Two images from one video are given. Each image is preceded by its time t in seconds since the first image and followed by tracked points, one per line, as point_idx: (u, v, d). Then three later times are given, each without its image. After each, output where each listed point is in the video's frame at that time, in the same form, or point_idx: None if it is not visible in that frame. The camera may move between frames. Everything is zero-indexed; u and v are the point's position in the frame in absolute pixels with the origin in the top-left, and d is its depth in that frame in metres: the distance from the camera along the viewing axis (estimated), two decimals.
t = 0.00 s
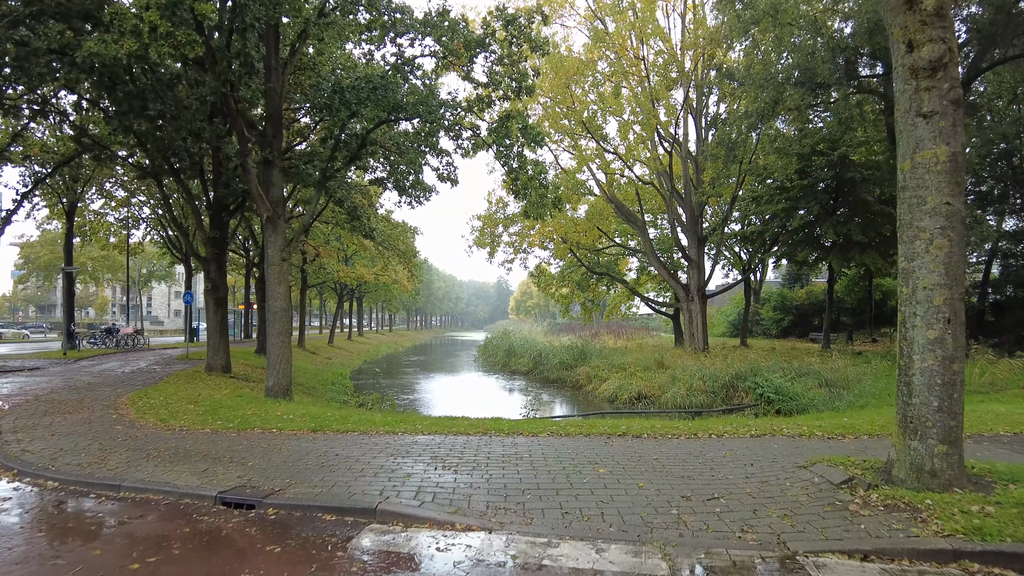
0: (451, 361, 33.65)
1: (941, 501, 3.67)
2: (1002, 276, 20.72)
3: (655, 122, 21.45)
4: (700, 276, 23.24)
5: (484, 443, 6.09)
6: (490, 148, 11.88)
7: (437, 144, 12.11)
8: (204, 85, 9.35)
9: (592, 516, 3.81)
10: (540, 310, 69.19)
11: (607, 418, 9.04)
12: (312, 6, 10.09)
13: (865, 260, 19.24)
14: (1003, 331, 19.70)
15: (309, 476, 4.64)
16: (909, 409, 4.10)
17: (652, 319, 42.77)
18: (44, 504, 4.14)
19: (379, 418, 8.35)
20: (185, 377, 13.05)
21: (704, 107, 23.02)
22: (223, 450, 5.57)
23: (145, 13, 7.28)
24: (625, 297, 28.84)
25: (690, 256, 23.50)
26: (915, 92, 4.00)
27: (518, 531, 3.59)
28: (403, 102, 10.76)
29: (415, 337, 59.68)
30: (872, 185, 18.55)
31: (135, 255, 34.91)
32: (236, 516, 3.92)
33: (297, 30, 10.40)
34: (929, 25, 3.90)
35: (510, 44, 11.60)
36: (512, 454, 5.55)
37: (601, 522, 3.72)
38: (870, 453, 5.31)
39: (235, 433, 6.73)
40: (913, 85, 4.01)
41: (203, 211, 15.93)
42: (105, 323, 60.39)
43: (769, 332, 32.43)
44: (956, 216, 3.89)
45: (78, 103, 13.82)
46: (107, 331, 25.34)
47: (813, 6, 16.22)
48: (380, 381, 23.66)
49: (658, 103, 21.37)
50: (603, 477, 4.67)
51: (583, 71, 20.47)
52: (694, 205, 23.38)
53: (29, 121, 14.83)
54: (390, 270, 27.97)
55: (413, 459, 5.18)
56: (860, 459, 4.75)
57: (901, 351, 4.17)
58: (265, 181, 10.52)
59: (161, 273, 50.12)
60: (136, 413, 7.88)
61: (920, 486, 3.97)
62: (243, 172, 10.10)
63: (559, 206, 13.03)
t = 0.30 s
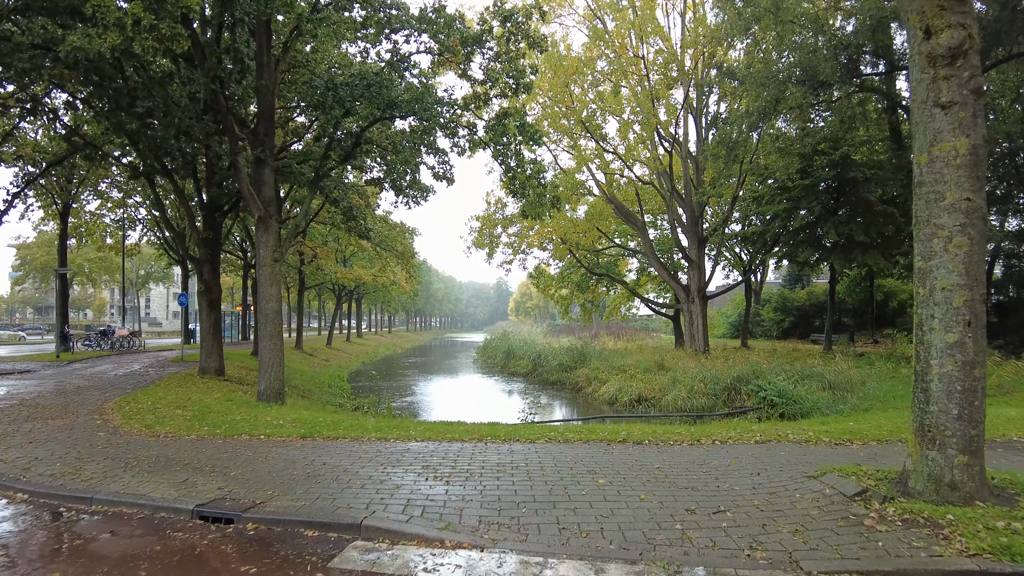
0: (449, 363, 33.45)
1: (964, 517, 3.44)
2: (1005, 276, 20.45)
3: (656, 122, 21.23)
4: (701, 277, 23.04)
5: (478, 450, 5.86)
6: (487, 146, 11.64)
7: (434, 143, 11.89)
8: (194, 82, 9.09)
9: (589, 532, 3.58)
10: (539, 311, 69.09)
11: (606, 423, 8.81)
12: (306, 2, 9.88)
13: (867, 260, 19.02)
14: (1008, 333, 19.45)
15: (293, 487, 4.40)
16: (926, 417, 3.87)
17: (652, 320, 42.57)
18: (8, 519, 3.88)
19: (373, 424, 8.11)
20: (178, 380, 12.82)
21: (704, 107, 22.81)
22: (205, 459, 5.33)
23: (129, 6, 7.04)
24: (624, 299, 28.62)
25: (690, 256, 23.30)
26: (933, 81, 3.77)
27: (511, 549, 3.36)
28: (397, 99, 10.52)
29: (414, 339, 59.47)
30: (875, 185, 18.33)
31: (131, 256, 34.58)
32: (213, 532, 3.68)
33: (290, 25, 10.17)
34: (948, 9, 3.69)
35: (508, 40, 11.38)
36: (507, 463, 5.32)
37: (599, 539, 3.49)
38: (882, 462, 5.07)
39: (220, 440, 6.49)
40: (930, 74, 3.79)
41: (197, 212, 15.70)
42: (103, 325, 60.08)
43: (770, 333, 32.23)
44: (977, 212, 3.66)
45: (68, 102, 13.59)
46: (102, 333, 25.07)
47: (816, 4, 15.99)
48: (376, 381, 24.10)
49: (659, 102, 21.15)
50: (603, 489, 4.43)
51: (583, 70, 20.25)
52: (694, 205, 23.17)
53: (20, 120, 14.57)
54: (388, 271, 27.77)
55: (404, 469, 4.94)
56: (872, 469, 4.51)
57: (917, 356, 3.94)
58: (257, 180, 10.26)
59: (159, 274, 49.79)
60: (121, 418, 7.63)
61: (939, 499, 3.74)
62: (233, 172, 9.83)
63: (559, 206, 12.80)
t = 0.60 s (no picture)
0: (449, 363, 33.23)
1: (996, 530, 3.19)
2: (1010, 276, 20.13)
3: (657, 120, 21.01)
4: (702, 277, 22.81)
5: (476, 455, 5.62)
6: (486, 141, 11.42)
7: (432, 139, 11.67)
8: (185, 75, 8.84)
9: (593, 545, 3.34)
10: (539, 312, 68.90)
11: (608, 426, 8.59)
12: None
13: (871, 261, 18.77)
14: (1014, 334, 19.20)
15: (279, 495, 4.16)
16: (951, 422, 3.63)
17: (653, 321, 42.33)
18: None
19: (368, 426, 7.86)
20: (171, 381, 12.58)
21: (706, 106, 22.60)
22: (191, 464, 5.08)
23: None
24: (625, 299, 28.38)
25: (691, 257, 23.07)
26: (959, 64, 3.55)
27: (510, 565, 3.11)
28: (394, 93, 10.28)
29: (414, 340, 59.27)
30: (879, 184, 18.07)
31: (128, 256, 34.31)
32: (191, 544, 3.44)
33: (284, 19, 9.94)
34: None
35: (507, 34, 11.17)
36: (506, 468, 5.08)
37: (603, 553, 3.25)
38: (898, 469, 4.84)
39: (208, 444, 6.25)
40: (956, 56, 3.57)
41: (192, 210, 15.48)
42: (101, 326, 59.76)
43: (772, 334, 32.01)
44: (1006, 203, 3.43)
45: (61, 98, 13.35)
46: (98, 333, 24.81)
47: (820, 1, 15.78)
48: (376, 381, 24.06)
49: (660, 101, 20.92)
50: (606, 497, 4.18)
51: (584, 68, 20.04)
52: (696, 205, 22.94)
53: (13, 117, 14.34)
54: (387, 271, 27.56)
55: (397, 475, 4.70)
56: (890, 477, 4.28)
57: (940, 357, 3.71)
58: (250, 176, 10.01)
59: (157, 275, 49.52)
60: (107, 420, 7.38)
61: (965, 510, 3.50)
62: (226, 168, 9.58)
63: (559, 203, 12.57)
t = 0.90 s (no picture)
0: (449, 363, 33.03)
1: None
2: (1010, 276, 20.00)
3: (659, 119, 20.78)
4: (704, 277, 22.59)
5: (473, 462, 5.39)
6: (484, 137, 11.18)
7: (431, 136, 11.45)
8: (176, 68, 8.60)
9: (597, 564, 3.10)
10: (540, 312, 68.64)
11: (610, 429, 8.36)
12: None
13: (874, 261, 18.40)
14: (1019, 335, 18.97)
15: (264, 506, 3.93)
16: (980, 431, 3.39)
17: (654, 321, 42.10)
18: None
19: (363, 430, 7.63)
20: (164, 381, 12.36)
21: (708, 104, 22.38)
22: (175, 471, 4.85)
23: None
24: (626, 299, 28.16)
25: (693, 257, 22.86)
26: (991, 48, 3.34)
27: None
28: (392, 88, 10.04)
29: (413, 339, 59.01)
30: (883, 183, 17.75)
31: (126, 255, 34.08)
32: (166, 561, 3.21)
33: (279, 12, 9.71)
34: None
35: (508, 28, 10.91)
36: (505, 476, 4.84)
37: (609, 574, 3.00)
38: (916, 478, 4.60)
39: (196, 448, 6.02)
40: (987, 39, 3.35)
41: (188, 209, 15.25)
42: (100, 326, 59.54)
43: (773, 335, 31.77)
44: None
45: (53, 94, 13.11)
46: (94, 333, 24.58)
47: None
48: (376, 381, 23.99)
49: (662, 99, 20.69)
50: (611, 510, 3.94)
51: (586, 66, 19.81)
52: (698, 204, 22.72)
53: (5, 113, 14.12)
54: (386, 271, 27.34)
55: (390, 484, 4.47)
56: (911, 488, 4.03)
57: (968, 362, 3.46)
58: (244, 173, 9.77)
59: (156, 274, 49.27)
60: (94, 423, 7.15)
61: (996, 526, 3.26)
62: (219, 164, 9.34)
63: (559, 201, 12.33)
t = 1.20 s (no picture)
0: (448, 363, 32.74)
1: None
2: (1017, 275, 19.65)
3: (660, 116, 20.53)
4: (705, 277, 22.33)
5: (469, 467, 5.13)
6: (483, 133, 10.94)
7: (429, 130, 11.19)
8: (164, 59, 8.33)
9: None
10: (540, 312, 68.42)
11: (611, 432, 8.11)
12: None
13: (877, 259, 17.86)
14: None
15: (243, 516, 3.67)
16: (1012, 436, 3.14)
17: (654, 321, 41.85)
18: None
19: (357, 431, 7.40)
20: (155, 382, 12.10)
21: (710, 102, 22.13)
22: (151, 476, 4.57)
23: None
24: (626, 299, 27.92)
25: (694, 256, 22.61)
26: None
27: None
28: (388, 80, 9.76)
29: (413, 339, 58.78)
30: (885, 181, 17.33)
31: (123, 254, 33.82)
32: None
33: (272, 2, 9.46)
34: None
35: (507, 20, 10.66)
36: (501, 483, 4.59)
37: None
38: (939, 487, 4.34)
39: (179, 452, 5.76)
40: None
41: (181, 206, 14.99)
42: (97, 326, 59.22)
43: (775, 335, 31.53)
44: None
45: (42, 89, 12.83)
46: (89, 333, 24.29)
47: None
48: (374, 382, 23.77)
49: (663, 97, 20.45)
50: (615, 521, 3.67)
51: (586, 61, 19.52)
52: (700, 203, 22.46)
53: None
54: (384, 270, 27.10)
55: (379, 492, 4.21)
56: (935, 497, 3.77)
57: (1000, 361, 3.20)
58: (235, 168, 9.50)
59: (153, 274, 48.95)
60: (76, 424, 6.89)
61: None
62: (209, 159, 9.08)
63: (559, 198, 12.07)
